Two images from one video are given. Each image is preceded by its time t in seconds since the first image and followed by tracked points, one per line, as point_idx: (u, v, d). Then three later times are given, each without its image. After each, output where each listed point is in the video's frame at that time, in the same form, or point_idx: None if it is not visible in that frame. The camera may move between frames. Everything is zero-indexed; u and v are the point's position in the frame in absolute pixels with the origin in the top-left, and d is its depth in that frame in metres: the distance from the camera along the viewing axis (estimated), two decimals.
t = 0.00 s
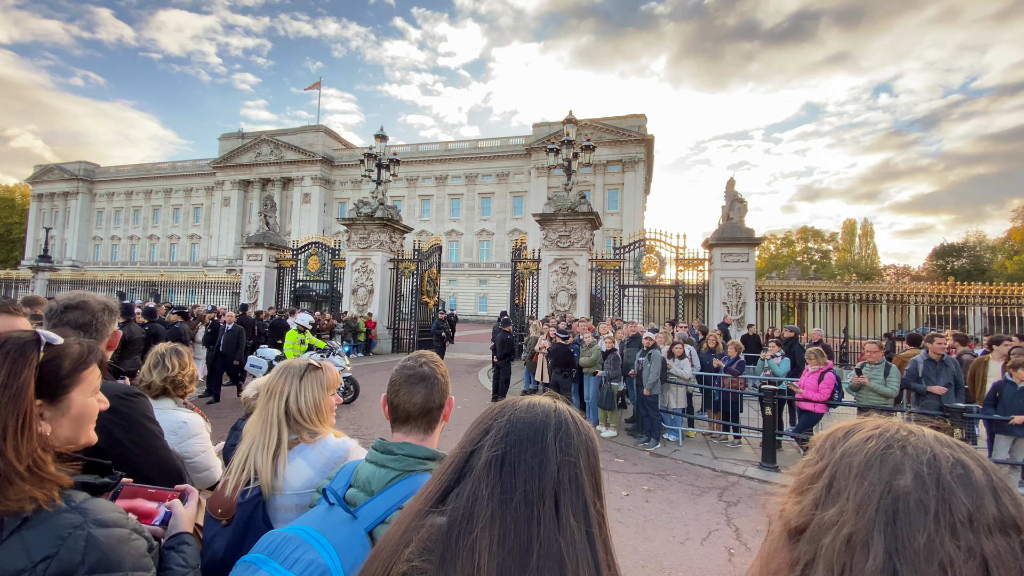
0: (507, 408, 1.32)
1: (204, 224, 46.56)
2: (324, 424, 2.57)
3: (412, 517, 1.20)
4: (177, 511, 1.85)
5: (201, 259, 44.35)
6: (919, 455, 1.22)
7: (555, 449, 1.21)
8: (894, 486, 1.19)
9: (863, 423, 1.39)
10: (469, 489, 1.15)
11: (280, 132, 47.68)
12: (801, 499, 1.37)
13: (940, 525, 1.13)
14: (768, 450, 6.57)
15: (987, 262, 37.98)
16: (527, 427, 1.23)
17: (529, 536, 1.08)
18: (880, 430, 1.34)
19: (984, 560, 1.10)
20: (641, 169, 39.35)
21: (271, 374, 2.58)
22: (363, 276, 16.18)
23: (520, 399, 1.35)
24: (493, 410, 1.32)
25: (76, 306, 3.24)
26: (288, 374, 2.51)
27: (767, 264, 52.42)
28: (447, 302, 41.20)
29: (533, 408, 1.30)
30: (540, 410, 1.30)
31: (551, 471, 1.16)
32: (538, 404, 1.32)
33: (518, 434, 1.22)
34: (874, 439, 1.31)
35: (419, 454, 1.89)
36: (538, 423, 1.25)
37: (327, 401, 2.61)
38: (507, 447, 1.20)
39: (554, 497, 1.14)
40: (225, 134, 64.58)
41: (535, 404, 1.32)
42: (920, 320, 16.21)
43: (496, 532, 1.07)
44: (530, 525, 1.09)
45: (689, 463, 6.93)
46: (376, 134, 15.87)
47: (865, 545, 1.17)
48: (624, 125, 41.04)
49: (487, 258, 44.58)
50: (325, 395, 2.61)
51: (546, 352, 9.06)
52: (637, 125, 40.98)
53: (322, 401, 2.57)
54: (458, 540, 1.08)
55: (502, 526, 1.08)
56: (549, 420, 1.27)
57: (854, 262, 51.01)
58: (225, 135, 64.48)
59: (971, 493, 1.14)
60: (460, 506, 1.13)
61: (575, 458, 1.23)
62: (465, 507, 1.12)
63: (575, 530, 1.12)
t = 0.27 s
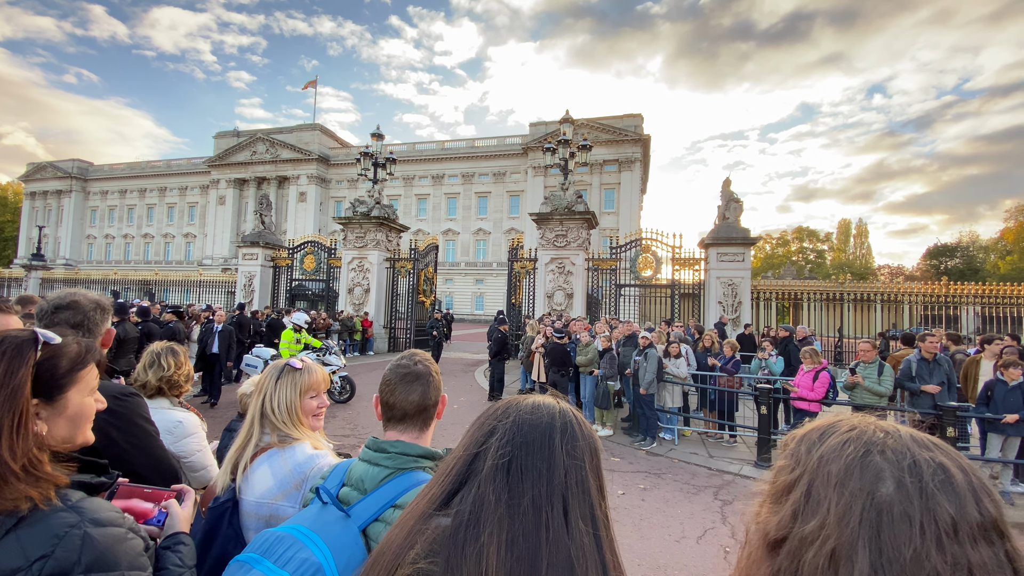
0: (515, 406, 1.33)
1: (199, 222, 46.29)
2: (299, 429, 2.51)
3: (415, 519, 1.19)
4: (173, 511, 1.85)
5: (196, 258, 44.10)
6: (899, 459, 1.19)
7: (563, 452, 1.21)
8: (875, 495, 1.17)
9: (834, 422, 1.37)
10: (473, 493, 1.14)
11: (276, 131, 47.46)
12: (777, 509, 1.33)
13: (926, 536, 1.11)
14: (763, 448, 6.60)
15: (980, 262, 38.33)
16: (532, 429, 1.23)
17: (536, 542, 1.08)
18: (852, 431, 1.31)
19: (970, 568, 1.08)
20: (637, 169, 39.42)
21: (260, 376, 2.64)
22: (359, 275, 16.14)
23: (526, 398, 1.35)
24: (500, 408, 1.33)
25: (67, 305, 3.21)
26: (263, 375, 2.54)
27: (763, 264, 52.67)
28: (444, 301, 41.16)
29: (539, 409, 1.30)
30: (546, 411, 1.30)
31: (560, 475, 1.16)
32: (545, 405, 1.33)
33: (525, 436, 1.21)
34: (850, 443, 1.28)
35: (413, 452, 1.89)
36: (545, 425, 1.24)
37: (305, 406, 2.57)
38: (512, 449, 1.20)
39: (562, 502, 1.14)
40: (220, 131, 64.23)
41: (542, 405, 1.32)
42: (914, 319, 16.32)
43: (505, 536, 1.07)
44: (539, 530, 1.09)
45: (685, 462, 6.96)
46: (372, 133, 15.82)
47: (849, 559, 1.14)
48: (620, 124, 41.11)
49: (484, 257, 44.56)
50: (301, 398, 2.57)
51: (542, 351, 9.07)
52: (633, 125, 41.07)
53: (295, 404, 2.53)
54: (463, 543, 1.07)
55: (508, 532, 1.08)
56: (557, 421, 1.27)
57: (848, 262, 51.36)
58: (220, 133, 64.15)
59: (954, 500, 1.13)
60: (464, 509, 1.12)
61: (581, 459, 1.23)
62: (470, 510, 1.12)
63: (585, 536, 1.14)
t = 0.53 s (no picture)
0: (509, 403, 1.34)
1: (191, 221, 45.90)
2: (286, 428, 2.50)
3: (409, 521, 1.18)
4: (166, 510, 1.84)
5: (188, 256, 43.73)
6: (848, 454, 1.19)
7: (558, 450, 1.21)
8: (825, 493, 1.16)
9: (785, 418, 1.36)
10: (468, 493, 1.14)
11: (269, 128, 47.12)
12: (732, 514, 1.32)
13: (877, 533, 1.10)
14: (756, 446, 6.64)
15: (970, 262, 38.78)
16: (528, 428, 1.23)
17: (533, 542, 1.08)
18: (802, 427, 1.31)
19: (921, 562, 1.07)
20: (632, 169, 39.49)
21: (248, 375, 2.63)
22: (353, 274, 16.08)
23: (521, 394, 1.36)
24: (495, 404, 1.34)
25: (54, 305, 3.18)
26: (249, 374, 2.52)
27: (756, 263, 52.96)
28: (438, 301, 41.07)
29: (533, 406, 1.30)
30: (541, 409, 1.30)
31: (552, 472, 1.17)
32: (538, 401, 1.34)
33: (520, 435, 1.21)
34: (799, 439, 1.27)
35: (406, 452, 1.88)
36: (541, 424, 1.25)
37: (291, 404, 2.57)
38: (506, 450, 1.20)
39: (559, 501, 1.15)
40: (212, 129, 63.65)
41: (536, 401, 1.33)
42: (904, 319, 16.47)
43: (501, 538, 1.07)
44: (534, 530, 1.10)
45: (678, 460, 6.99)
46: (367, 131, 15.75)
47: (804, 563, 1.13)
48: (615, 124, 41.19)
49: (479, 256, 44.48)
50: (288, 396, 2.56)
51: (537, 350, 9.09)
52: (628, 124, 41.18)
53: (281, 402, 2.51)
54: (457, 544, 1.07)
55: (506, 533, 1.08)
56: (551, 419, 1.27)
57: (841, 261, 51.77)
58: (212, 130, 63.59)
59: (902, 492, 1.12)
60: (461, 510, 1.12)
61: (577, 456, 1.24)
62: (466, 511, 1.12)
63: (582, 534, 1.14)
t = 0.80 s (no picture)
0: (498, 401, 1.32)
1: (178, 218, 45.30)
2: (275, 427, 2.46)
3: (396, 521, 1.16)
4: (151, 510, 1.80)
5: (175, 254, 43.18)
6: (830, 454, 1.20)
7: (549, 450, 1.20)
8: (807, 494, 1.16)
9: (769, 420, 1.37)
10: (456, 491, 1.13)
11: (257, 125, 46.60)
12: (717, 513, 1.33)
13: (859, 534, 1.11)
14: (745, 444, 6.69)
15: (953, 261, 39.46)
16: (519, 427, 1.22)
17: (520, 541, 1.07)
18: (785, 429, 1.32)
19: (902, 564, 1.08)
20: (623, 168, 39.64)
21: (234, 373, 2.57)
22: (344, 273, 15.96)
23: (510, 392, 1.34)
24: (487, 401, 1.33)
25: (28, 305, 3.11)
26: (235, 374, 2.47)
27: (745, 262, 53.45)
28: (429, 299, 40.93)
29: (525, 404, 1.29)
30: (531, 407, 1.29)
31: (541, 472, 1.16)
32: (529, 399, 1.33)
33: (510, 434, 1.21)
34: (783, 442, 1.28)
35: (397, 452, 1.87)
36: (530, 422, 1.23)
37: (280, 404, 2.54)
38: (496, 451, 1.19)
39: (545, 500, 1.14)
40: (200, 126, 62.85)
41: (528, 399, 1.32)
42: (890, 317, 16.71)
43: (488, 537, 1.06)
44: (523, 530, 1.09)
45: (668, 458, 7.03)
46: (357, 128, 15.62)
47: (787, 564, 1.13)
48: (606, 123, 41.32)
49: (470, 255, 44.40)
50: (275, 395, 2.52)
51: (528, 348, 9.10)
52: (619, 123, 41.31)
53: (269, 402, 2.47)
54: (443, 545, 1.05)
55: (493, 532, 1.07)
56: (542, 418, 1.26)
57: (828, 261, 52.41)
58: (200, 127, 62.77)
59: (885, 496, 1.13)
60: (447, 510, 1.11)
61: (565, 455, 1.23)
62: (453, 510, 1.10)
63: (571, 535, 1.14)
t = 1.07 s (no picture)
0: (479, 398, 1.31)
1: (158, 215, 44.39)
2: (267, 429, 2.40)
3: (374, 518, 1.15)
4: (128, 514, 1.75)
5: (155, 252, 42.33)
6: (854, 446, 1.21)
7: (527, 446, 1.19)
8: (835, 474, 1.18)
9: (803, 410, 1.37)
10: (433, 490, 1.12)
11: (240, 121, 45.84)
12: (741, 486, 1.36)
13: (879, 522, 1.12)
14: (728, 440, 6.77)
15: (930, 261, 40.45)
16: (499, 424, 1.21)
17: (499, 537, 1.06)
18: (819, 419, 1.32)
19: (920, 553, 1.09)
20: (610, 167, 39.80)
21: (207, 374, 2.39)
22: (329, 271, 15.79)
23: (492, 391, 1.33)
24: (468, 398, 1.32)
25: None
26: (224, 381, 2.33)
27: (729, 262, 54.16)
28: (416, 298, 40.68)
29: (504, 402, 1.28)
30: (511, 405, 1.27)
31: (519, 468, 1.15)
32: (511, 397, 1.31)
33: (489, 431, 1.19)
34: (812, 430, 1.29)
35: (380, 453, 1.84)
36: (510, 419, 1.22)
37: (273, 405, 2.46)
38: (476, 447, 1.18)
39: (527, 495, 1.13)
40: (181, 121, 61.60)
41: (508, 397, 1.30)
42: (869, 316, 17.06)
43: (465, 533, 1.05)
44: (499, 527, 1.08)
45: (653, 455, 7.09)
46: (342, 125, 15.45)
47: (806, 544, 1.15)
48: (593, 122, 41.49)
49: (457, 253, 44.24)
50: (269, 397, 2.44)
51: (515, 347, 9.11)
52: (606, 123, 41.53)
53: (260, 406, 2.38)
54: (421, 541, 1.05)
55: (472, 527, 1.06)
56: (521, 415, 1.25)
57: (810, 260, 53.35)
58: (181, 122, 61.54)
59: (907, 486, 1.14)
60: (425, 506, 1.10)
61: (546, 452, 1.22)
62: (431, 507, 1.09)
63: (549, 531, 1.12)
